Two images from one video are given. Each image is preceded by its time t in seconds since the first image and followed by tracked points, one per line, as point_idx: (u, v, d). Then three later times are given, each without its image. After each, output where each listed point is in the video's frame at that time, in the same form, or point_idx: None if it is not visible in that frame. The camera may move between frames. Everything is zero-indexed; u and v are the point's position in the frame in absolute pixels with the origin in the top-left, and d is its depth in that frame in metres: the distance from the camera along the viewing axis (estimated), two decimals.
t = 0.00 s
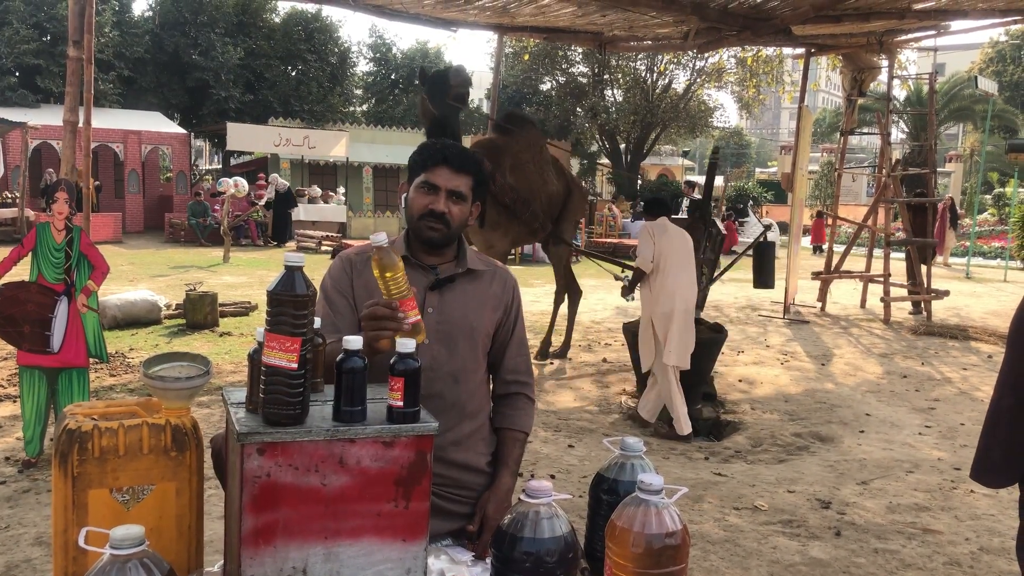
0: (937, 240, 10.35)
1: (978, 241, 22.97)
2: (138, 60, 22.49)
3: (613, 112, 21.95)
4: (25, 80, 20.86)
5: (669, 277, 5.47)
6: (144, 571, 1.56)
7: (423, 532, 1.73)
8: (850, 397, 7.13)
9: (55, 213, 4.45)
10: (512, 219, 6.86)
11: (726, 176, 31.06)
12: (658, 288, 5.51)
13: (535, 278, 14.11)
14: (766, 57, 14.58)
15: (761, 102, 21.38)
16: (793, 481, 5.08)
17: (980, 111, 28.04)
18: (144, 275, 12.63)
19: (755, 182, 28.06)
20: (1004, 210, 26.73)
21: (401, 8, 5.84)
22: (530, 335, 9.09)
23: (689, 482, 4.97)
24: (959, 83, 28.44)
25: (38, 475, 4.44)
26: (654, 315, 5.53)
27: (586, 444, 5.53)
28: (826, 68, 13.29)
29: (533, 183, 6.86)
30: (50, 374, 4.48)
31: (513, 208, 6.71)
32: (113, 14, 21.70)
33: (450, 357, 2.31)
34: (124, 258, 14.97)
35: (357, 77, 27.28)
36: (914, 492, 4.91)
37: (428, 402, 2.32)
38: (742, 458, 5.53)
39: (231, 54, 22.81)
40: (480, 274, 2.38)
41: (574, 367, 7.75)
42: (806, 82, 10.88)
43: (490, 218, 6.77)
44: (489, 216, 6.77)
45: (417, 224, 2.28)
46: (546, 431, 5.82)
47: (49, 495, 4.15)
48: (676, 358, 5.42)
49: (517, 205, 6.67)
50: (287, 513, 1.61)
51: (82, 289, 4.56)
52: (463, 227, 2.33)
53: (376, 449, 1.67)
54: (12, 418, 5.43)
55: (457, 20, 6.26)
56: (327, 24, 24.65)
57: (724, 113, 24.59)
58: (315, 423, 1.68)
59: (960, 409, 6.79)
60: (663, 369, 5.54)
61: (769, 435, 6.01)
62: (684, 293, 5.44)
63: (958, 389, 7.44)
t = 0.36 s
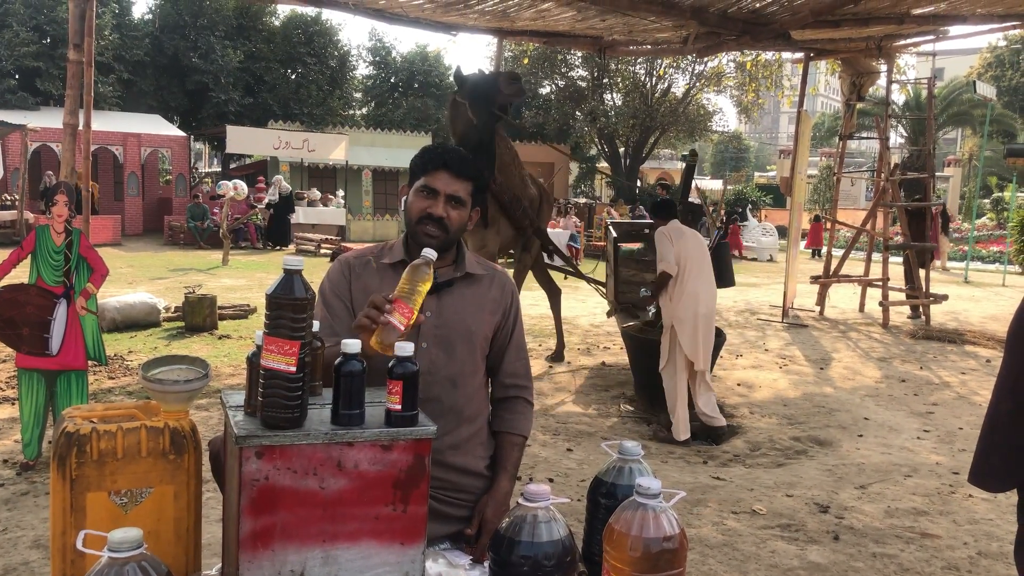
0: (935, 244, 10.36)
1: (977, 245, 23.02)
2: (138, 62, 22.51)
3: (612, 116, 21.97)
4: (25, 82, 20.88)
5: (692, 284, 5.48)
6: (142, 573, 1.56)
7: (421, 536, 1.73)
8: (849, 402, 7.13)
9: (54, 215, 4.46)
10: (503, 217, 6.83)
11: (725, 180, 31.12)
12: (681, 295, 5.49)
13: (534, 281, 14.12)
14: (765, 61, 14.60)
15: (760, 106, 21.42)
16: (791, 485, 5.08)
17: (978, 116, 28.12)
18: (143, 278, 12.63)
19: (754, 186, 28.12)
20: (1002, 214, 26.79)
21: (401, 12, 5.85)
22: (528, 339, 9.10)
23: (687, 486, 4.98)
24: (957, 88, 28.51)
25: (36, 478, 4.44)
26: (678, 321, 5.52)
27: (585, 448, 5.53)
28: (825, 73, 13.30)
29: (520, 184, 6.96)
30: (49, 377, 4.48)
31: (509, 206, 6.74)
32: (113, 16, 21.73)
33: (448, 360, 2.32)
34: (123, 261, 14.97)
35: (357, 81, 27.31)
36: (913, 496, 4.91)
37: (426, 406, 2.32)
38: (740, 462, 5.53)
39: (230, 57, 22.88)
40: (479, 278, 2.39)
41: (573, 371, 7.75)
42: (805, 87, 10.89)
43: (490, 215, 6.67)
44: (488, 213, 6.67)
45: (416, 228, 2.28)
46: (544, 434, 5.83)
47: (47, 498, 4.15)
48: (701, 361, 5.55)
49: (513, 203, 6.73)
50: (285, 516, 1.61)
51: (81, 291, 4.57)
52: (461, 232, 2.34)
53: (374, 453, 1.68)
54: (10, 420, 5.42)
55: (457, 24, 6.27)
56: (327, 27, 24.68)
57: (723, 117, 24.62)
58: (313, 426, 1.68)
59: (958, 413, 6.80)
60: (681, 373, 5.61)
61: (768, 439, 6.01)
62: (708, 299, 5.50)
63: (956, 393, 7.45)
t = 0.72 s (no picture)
0: (935, 248, 10.37)
1: (976, 249, 23.05)
2: (138, 65, 22.55)
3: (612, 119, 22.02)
4: (25, 85, 20.91)
5: (718, 296, 5.50)
6: None
7: (419, 539, 1.74)
8: (848, 405, 7.13)
9: (54, 218, 4.47)
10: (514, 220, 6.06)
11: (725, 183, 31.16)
12: (707, 306, 5.49)
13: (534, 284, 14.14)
14: (764, 65, 14.64)
15: (759, 109, 21.44)
16: (790, 488, 5.09)
17: (978, 119, 28.18)
18: (143, 280, 12.64)
19: (754, 189, 28.16)
20: (1002, 218, 26.82)
21: (400, 15, 5.85)
22: (528, 342, 9.10)
23: (686, 489, 4.98)
24: (957, 92, 28.57)
25: (35, 480, 4.44)
26: (698, 332, 5.51)
27: (584, 451, 5.53)
28: (825, 76, 13.34)
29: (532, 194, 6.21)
30: (48, 379, 4.49)
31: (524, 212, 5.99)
32: (113, 19, 21.76)
33: (446, 363, 2.32)
34: (123, 263, 14.99)
35: (356, 84, 27.37)
36: (912, 500, 4.92)
37: (425, 409, 2.32)
38: (739, 465, 5.54)
39: (231, 60, 22.90)
40: (478, 281, 2.39)
41: (571, 374, 7.75)
42: (804, 91, 10.91)
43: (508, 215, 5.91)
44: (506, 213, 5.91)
45: (414, 231, 2.28)
46: (543, 438, 5.83)
47: (47, 500, 4.15)
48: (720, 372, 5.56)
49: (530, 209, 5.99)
50: (283, 519, 1.62)
51: (81, 294, 4.59)
52: (460, 235, 2.34)
53: (372, 456, 1.68)
54: (9, 423, 5.43)
55: (456, 27, 6.28)
56: (327, 30, 24.72)
57: (723, 120, 24.67)
58: (311, 429, 1.68)
59: (957, 417, 6.80)
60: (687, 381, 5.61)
61: (767, 442, 6.01)
62: (732, 312, 5.53)
63: (955, 396, 7.45)
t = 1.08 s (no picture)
0: (936, 250, 10.36)
1: (977, 251, 23.03)
2: (139, 70, 22.61)
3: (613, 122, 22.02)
4: (26, 91, 20.96)
5: (765, 287, 5.90)
6: None
7: (420, 543, 1.74)
8: (850, 407, 7.13)
9: (56, 224, 4.47)
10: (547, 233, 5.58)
11: (725, 186, 31.14)
12: (757, 297, 5.86)
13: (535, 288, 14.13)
14: (764, 67, 14.66)
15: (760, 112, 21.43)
16: (792, 491, 5.08)
17: (978, 121, 28.19)
18: (144, 286, 12.64)
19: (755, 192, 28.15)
20: (1003, 220, 26.81)
21: (400, 20, 5.86)
22: (529, 346, 9.09)
23: (687, 492, 4.97)
24: (957, 93, 28.58)
25: (38, 486, 4.44)
26: (752, 323, 5.83)
27: (585, 454, 5.53)
28: (825, 78, 13.36)
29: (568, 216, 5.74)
30: (50, 384, 4.49)
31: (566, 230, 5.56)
32: (114, 25, 21.82)
33: (446, 368, 2.33)
34: (124, 268, 15.00)
35: (356, 88, 27.42)
36: (914, 502, 4.91)
37: (425, 414, 2.33)
38: (741, 468, 5.53)
39: (231, 65, 22.96)
40: (477, 285, 2.40)
41: (573, 378, 7.73)
42: (805, 93, 10.92)
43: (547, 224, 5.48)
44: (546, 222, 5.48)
45: (413, 235, 2.29)
46: (545, 442, 5.82)
47: (48, 506, 4.15)
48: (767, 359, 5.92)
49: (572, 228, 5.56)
50: (285, 524, 1.62)
51: (82, 300, 4.58)
52: (459, 239, 2.35)
53: (373, 460, 1.69)
54: (11, 429, 5.43)
55: (457, 31, 6.29)
56: (327, 35, 24.79)
57: (724, 123, 24.67)
58: (311, 434, 1.69)
59: (959, 419, 6.79)
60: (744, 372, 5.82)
61: (768, 445, 6.01)
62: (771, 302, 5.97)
63: (957, 399, 7.44)
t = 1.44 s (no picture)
0: (936, 250, 10.36)
1: (978, 251, 23.02)
2: (139, 73, 22.64)
3: (612, 124, 22.03)
4: (26, 93, 20.98)
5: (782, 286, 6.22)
6: None
7: (420, 545, 1.74)
8: (850, 408, 7.13)
9: (55, 226, 4.47)
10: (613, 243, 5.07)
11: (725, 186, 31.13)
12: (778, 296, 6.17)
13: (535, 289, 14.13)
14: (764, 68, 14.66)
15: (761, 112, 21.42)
16: (793, 492, 5.08)
17: (979, 121, 28.22)
18: (145, 288, 12.64)
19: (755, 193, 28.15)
20: (1003, 220, 26.80)
21: (400, 22, 5.87)
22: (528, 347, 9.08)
23: (688, 493, 4.97)
24: (957, 93, 28.59)
25: (38, 488, 4.44)
26: (778, 321, 6.13)
27: (585, 455, 5.54)
28: (825, 79, 13.38)
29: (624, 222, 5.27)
30: (50, 387, 4.49)
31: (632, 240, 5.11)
32: (114, 27, 21.84)
33: (446, 368, 2.32)
34: (124, 271, 15.01)
35: (356, 90, 27.44)
36: (915, 502, 4.91)
37: (424, 415, 2.33)
38: (741, 469, 5.53)
39: (231, 67, 22.96)
40: (478, 286, 2.39)
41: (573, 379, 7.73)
42: (804, 94, 10.93)
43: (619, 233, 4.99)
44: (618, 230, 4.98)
45: (413, 237, 2.29)
46: (545, 443, 5.83)
47: (49, 508, 4.15)
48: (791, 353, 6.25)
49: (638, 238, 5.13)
50: (284, 526, 1.62)
51: (82, 302, 4.58)
52: (458, 240, 2.35)
53: (373, 462, 1.68)
54: (11, 431, 5.43)
55: (456, 33, 6.29)
56: (327, 36, 24.80)
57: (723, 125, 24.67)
58: (311, 435, 1.68)
59: (959, 419, 6.79)
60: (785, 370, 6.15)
61: (769, 446, 6.01)
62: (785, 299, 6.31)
63: (958, 399, 7.44)
